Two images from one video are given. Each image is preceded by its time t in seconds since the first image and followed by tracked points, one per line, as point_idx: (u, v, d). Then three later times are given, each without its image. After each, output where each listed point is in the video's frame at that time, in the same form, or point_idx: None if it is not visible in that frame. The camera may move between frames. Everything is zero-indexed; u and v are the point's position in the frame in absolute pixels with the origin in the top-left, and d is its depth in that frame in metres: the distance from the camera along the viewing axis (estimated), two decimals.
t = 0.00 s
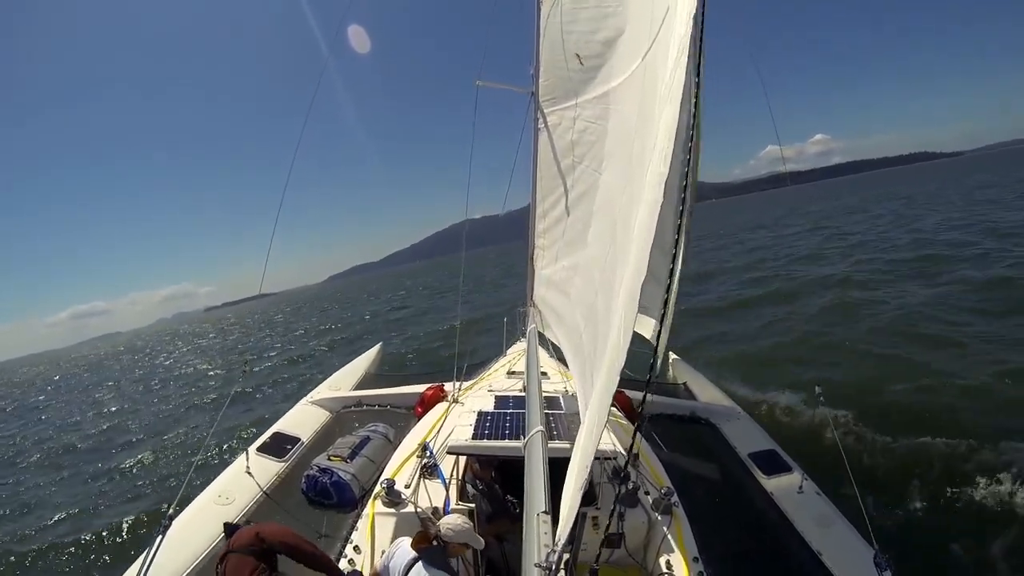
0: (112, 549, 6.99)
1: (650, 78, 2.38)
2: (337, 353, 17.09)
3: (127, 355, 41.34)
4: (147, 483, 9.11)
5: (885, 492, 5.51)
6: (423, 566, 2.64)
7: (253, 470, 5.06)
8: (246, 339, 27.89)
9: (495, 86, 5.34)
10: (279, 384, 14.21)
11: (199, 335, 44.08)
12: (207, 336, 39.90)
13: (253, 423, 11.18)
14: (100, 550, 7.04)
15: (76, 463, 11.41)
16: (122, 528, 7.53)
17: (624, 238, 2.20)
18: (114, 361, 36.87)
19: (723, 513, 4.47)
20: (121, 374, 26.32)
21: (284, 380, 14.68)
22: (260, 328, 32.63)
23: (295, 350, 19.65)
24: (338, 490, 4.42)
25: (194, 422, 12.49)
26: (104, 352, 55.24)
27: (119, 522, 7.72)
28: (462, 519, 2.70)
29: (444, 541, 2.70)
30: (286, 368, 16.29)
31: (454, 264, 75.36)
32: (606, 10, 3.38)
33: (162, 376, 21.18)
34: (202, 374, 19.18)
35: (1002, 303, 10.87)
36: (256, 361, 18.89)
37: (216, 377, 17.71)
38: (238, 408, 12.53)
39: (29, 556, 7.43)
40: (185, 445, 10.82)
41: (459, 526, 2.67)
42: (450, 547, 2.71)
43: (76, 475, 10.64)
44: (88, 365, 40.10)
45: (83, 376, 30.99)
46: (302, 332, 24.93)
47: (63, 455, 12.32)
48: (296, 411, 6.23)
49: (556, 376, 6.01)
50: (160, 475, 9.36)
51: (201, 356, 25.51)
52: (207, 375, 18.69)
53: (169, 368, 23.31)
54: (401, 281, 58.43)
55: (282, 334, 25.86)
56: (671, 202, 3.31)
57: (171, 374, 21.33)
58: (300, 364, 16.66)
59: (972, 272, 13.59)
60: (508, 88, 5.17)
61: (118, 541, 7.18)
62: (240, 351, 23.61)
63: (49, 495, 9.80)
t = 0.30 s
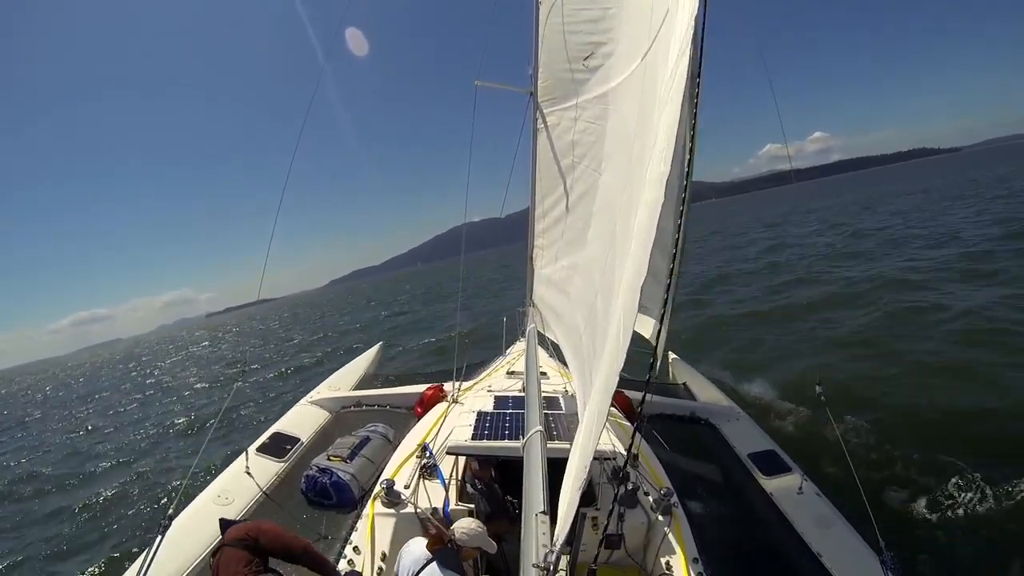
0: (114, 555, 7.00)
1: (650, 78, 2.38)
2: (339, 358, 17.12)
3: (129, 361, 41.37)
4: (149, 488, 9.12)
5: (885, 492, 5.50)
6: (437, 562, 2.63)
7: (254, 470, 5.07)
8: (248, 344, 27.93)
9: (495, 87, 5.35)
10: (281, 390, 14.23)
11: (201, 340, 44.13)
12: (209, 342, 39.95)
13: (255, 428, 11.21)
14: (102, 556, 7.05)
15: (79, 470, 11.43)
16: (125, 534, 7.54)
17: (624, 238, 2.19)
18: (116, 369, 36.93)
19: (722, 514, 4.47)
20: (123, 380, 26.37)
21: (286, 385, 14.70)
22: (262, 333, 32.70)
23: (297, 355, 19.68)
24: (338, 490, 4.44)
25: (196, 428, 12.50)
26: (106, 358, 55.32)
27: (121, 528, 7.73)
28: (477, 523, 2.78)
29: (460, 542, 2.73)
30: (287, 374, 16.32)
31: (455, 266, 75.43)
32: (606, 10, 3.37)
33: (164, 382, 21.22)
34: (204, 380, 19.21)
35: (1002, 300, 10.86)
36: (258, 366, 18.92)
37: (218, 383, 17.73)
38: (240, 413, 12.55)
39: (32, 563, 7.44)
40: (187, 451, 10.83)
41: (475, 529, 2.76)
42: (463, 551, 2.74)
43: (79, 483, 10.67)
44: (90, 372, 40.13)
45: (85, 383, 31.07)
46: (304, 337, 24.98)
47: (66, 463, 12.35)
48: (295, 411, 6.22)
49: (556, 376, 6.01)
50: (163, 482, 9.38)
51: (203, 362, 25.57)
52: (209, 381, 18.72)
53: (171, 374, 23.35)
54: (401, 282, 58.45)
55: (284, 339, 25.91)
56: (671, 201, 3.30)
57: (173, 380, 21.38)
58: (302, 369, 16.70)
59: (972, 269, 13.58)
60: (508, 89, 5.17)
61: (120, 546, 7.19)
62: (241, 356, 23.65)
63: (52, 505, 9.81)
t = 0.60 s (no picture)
0: (116, 557, 7.01)
1: (650, 77, 2.37)
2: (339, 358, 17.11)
3: (130, 365, 41.45)
4: (151, 490, 9.13)
5: (885, 490, 5.50)
6: (470, 562, 2.73)
7: (254, 470, 5.06)
8: (249, 346, 27.97)
9: (496, 87, 5.35)
10: (282, 391, 14.23)
11: (203, 343, 44.18)
12: (211, 345, 40.01)
13: (256, 429, 11.21)
14: (104, 558, 7.06)
15: (81, 473, 11.45)
16: (126, 537, 7.55)
17: (623, 238, 2.19)
18: (117, 372, 37.00)
19: (723, 513, 4.47)
20: (124, 383, 26.38)
21: (287, 386, 14.70)
22: (264, 335, 32.73)
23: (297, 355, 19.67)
24: (338, 490, 4.44)
25: (198, 430, 12.52)
26: (108, 360, 55.42)
27: (123, 532, 7.74)
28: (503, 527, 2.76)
29: (487, 547, 2.74)
30: (288, 375, 16.32)
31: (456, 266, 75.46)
32: (607, 10, 3.37)
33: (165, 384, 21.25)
34: (205, 382, 19.23)
35: (1001, 296, 10.84)
36: (259, 368, 18.92)
37: (219, 385, 17.73)
38: (241, 415, 12.56)
39: (33, 567, 7.45)
40: (189, 453, 10.85)
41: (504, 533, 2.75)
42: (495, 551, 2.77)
43: (81, 485, 10.69)
44: (91, 376, 40.24)
45: (87, 387, 31.14)
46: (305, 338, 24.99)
47: (68, 467, 12.36)
48: (295, 411, 6.22)
49: (556, 376, 6.01)
50: (165, 484, 9.38)
51: (204, 365, 25.60)
52: (210, 383, 18.73)
53: (173, 377, 23.38)
54: (402, 282, 58.51)
55: (285, 340, 25.93)
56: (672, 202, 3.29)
57: (174, 382, 21.41)
58: (302, 369, 16.71)
59: (972, 264, 13.56)
60: (509, 89, 5.17)
61: (121, 549, 7.20)
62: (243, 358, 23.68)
63: (54, 508, 9.83)
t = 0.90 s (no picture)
0: (115, 554, 7.02)
1: (651, 79, 2.38)
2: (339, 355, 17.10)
3: (128, 361, 41.47)
4: (149, 486, 9.12)
5: (886, 489, 5.47)
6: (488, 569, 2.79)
7: (254, 469, 5.07)
8: (248, 343, 27.97)
9: (496, 86, 5.36)
10: (281, 387, 14.23)
11: (202, 339, 44.19)
12: (210, 341, 40.01)
13: (255, 425, 11.20)
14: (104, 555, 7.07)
15: (79, 469, 11.43)
16: (124, 533, 7.55)
17: (625, 239, 2.19)
18: (115, 368, 36.99)
19: (724, 513, 4.48)
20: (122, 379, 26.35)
21: (286, 383, 14.69)
22: (263, 332, 32.71)
23: (297, 352, 19.67)
24: (339, 489, 4.45)
25: (197, 426, 12.51)
26: (107, 357, 55.38)
27: (123, 528, 7.74)
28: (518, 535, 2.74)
29: (505, 556, 2.72)
30: (287, 371, 16.30)
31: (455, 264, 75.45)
32: (607, 11, 3.37)
33: (165, 381, 21.26)
34: (203, 379, 19.20)
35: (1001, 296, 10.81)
36: (258, 365, 18.92)
37: (218, 382, 17.71)
38: (240, 411, 12.56)
39: (33, 563, 7.44)
40: (187, 448, 10.83)
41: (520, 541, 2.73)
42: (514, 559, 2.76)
43: (78, 481, 10.65)
44: (89, 373, 40.21)
45: (86, 383, 31.17)
46: (304, 335, 24.99)
47: (66, 462, 12.34)
48: (295, 410, 6.22)
49: (556, 376, 6.01)
50: (163, 480, 9.38)
51: (203, 361, 25.56)
52: (208, 380, 18.73)
53: (172, 373, 23.36)
54: (402, 280, 58.47)
55: (284, 337, 25.93)
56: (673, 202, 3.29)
57: (174, 378, 21.42)
58: (301, 366, 16.69)
59: (972, 264, 13.55)
60: (510, 89, 5.18)
61: (121, 546, 7.20)
62: (242, 355, 23.67)
63: (52, 502, 9.82)
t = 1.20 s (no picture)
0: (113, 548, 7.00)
1: (651, 78, 2.38)
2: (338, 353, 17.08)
3: (126, 354, 41.31)
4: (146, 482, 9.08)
5: (888, 490, 5.45)
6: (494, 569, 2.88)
7: (254, 469, 5.06)
8: (247, 339, 27.93)
9: (495, 84, 5.35)
10: (280, 384, 14.21)
11: (201, 334, 44.11)
12: (208, 336, 39.91)
13: (253, 421, 11.17)
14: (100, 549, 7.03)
15: (76, 463, 11.38)
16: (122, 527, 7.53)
17: (626, 238, 2.19)
18: (114, 362, 36.89)
19: (724, 513, 4.47)
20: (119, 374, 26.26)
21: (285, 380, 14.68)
22: (261, 329, 32.65)
23: (295, 350, 19.64)
24: (339, 489, 4.45)
25: (194, 421, 12.47)
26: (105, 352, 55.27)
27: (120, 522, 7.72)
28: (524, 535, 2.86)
29: (511, 557, 2.84)
30: (286, 368, 16.27)
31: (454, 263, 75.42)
32: (607, 9, 3.37)
33: (162, 376, 21.20)
34: (201, 375, 19.16)
35: (1002, 298, 10.82)
36: (256, 361, 18.88)
37: (216, 378, 17.67)
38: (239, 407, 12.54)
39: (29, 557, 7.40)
40: (184, 444, 10.79)
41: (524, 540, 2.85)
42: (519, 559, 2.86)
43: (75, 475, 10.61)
44: (89, 366, 40.15)
45: (82, 377, 31.06)
46: (303, 332, 24.97)
47: (62, 456, 12.29)
48: (295, 410, 6.22)
49: (556, 377, 6.01)
50: (160, 475, 9.35)
51: (202, 356, 25.50)
52: (206, 375, 18.68)
53: (170, 368, 23.29)
54: (401, 279, 58.43)
55: (283, 334, 25.88)
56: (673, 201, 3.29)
57: (172, 374, 21.36)
58: (300, 363, 16.66)
59: (971, 267, 13.57)
60: (510, 87, 5.16)
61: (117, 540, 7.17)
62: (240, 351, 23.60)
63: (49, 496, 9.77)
